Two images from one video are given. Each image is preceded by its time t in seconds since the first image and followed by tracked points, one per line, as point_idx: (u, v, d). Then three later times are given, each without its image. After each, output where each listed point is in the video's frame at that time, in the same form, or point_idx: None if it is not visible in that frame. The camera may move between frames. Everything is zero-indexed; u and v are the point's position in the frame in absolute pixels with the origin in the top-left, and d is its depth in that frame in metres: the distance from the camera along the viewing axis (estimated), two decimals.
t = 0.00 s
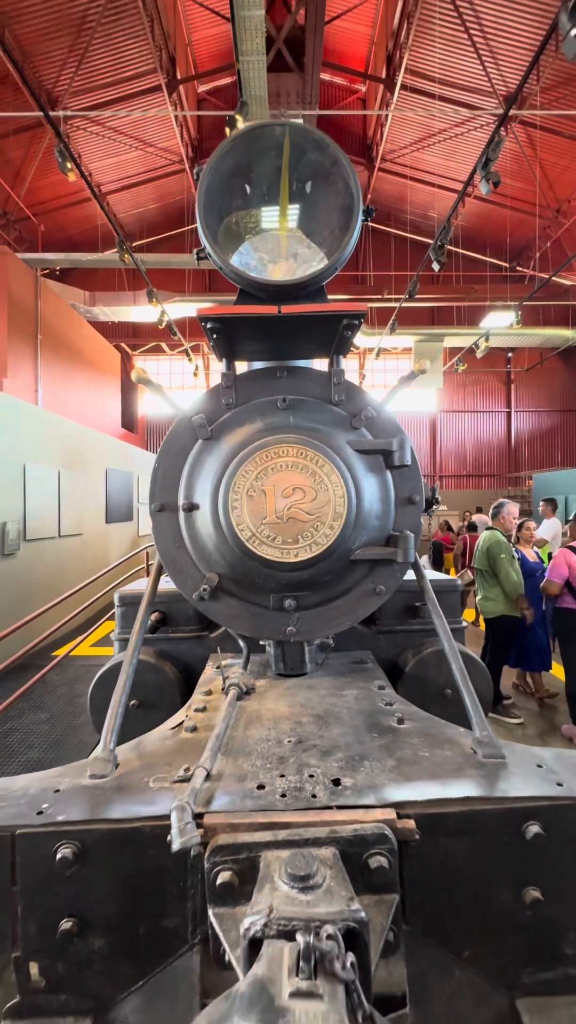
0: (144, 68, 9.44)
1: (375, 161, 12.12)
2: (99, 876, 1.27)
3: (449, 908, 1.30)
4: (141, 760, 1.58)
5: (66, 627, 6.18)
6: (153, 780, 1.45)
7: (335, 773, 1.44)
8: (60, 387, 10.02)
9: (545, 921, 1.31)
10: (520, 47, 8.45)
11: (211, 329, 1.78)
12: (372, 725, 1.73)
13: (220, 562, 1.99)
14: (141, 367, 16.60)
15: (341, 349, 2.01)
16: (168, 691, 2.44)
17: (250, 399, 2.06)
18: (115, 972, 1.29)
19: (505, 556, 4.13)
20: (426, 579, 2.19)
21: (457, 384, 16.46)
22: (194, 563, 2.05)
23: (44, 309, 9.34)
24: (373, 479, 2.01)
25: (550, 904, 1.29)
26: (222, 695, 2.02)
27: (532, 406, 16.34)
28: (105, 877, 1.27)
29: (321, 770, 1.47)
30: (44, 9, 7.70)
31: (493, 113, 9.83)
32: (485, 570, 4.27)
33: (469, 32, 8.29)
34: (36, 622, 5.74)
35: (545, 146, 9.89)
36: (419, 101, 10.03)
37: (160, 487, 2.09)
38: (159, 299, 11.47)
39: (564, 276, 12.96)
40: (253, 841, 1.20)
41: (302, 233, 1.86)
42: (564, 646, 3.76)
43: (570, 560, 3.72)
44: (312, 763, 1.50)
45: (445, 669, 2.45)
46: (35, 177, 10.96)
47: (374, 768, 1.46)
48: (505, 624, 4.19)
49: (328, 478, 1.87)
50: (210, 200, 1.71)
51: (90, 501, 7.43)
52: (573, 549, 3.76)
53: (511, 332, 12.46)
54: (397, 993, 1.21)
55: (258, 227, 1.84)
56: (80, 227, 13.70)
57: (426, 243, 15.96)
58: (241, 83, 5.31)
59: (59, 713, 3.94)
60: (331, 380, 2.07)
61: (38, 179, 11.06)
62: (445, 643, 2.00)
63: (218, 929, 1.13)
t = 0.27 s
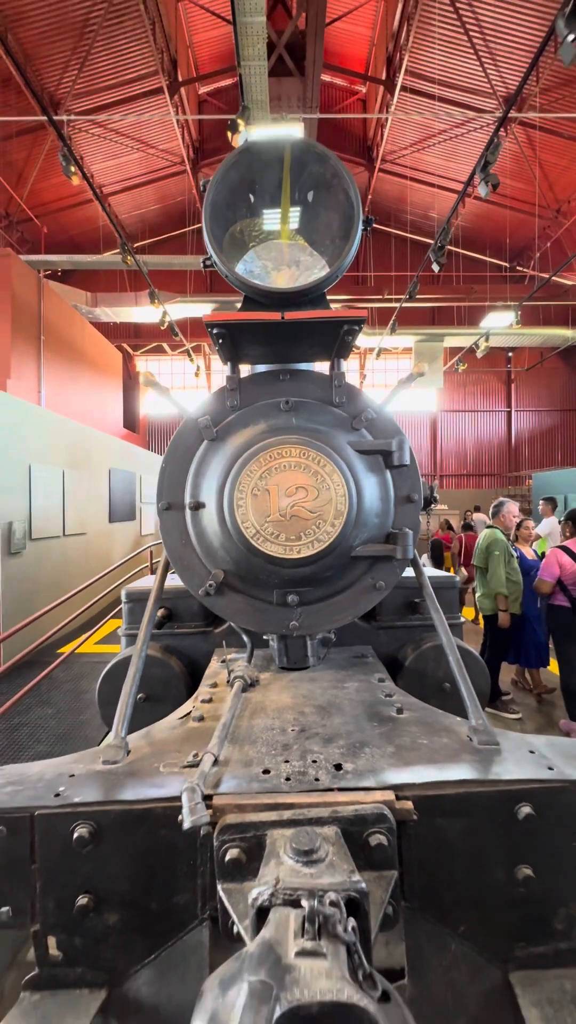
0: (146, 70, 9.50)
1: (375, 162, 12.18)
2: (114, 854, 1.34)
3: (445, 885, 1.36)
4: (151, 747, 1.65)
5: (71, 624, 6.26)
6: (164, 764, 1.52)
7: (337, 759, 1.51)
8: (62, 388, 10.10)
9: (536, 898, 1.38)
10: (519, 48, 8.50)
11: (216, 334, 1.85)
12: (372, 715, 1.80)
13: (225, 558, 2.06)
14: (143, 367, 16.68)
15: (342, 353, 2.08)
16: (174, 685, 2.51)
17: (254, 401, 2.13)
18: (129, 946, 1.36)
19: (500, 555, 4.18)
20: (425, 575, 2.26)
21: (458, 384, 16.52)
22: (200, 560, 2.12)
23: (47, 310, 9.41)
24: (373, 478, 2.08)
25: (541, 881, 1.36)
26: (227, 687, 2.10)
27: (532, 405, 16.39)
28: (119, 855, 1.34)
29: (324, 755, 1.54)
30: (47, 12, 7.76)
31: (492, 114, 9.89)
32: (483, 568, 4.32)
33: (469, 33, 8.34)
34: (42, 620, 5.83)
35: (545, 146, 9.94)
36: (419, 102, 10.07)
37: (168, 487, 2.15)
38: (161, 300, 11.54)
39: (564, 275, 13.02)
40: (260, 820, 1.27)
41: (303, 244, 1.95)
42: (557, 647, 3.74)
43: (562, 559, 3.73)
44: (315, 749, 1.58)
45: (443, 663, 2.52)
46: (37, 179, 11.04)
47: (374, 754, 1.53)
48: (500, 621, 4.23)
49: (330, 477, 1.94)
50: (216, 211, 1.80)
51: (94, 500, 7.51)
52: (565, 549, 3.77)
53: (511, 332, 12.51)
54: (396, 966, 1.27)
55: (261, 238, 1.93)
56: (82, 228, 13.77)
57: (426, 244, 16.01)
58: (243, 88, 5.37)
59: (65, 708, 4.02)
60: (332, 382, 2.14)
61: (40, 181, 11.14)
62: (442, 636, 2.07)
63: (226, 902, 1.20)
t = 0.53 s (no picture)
0: (145, 70, 9.53)
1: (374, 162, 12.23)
2: (122, 836, 1.41)
3: (439, 865, 1.43)
4: (156, 736, 1.71)
5: (73, 622, 6.32)
6: (169, 752, 1.58)
7: (335, 746, 1.57)
8: (63, 387, 10.15)
9: (525, 878, 1.44)
10: (516, 49, 8.55)
11: (218, 336, 1.91)
12: (369, 705, 1.86)
13: (227, 554, 2.12)
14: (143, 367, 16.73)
15: (340, 355, 2.14)
16: (176, 679, 2.57)
17: (254, 402, 2.19)
18: (136, 924, 1.42)
19: (494, 551, 4.23)
20: (420, 571, 2.32)
21: (456, 383, 16.58)
22: (202, 557, 2.18)
23: (47, 309, 9.45)
24: (370, 477, 2.14)
25: (530, 861, 1.43)
26: (228, 680, 2.16)
27: (531, 404, 16.45)
28: (126, 836, 1.41)
29: (322, 743, 1.60)
30: (47, 13, 7.80)
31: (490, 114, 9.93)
32: (479, 565, 4.39)
33: (467, 34, 8.39)
34: (44, 618, 5.90)
35: (542, 146, 9.99)
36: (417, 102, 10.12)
37: (171, 485, 2.21)
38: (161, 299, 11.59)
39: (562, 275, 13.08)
40: (261, 802, 1.34)
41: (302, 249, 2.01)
42: (550, 643, 3.80)
43: (552, 560, 3.76)
44: (314, 737, 1.64)
45: (439, 657, 2.58)
46: (37, 179, 11.08)
47: (370, 741, 1.60)
48: (497, 617, 4.27)
49: (328, 476, 2.00)
50: (217, 219, 1.87)
51: (95, 499, 7.57)
52: (555, 549, 3.79)
53: (509, 331, 12.56)
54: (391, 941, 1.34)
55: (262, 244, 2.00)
56: (82, 228, 13.81)
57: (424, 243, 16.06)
58: (242, 90, 5.42)
59: (69, 704, 4.08)
60: (331, 384, 2.20)
61: (40, 181, 11.17)
62: (437, 630, 2.13)
63: (230, 879, 1.26)
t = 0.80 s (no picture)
0: (146, 73, 9.60)
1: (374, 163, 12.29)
2: (129, 823, 1.46)
3: (433, 851, 1.48)
4: (160, 729, 1.76)
5: (76, 621, 6.38)
6: (173, 743, 1.64)
7: (334, 738, 1.63)
8: (65, 388, 10.21)
9: (517, 864, 1.50)
10: (515, 50, 8.59)
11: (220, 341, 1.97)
12: (367, 700, 1.92)
13: (228, 553, 2.17)
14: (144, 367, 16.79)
15: (338, 359, 2.20)
16: (179, 675, 2.63)
17: (255, 404, 2.24)
18: (142, 908, 1.48)
19: (493, 551, 4.24)
20: (418, 570, 2.38)
21: (457, 383, 16.62)
22: (204, 555, 2.24)
23: (49, 311, 9.51)
24: (368, 478, 2.19)
25: (521, 848, 1.48)
26: (230, 675, 2.22)
27: (531, 404, 16.48)
28: (133, 825, 1.46)
29: (321, 735, 1.66)
30: (48, 16, 7.87)
31: (489, 115, 9.98)
32: (477, 564, 4.40)
33: (466, 35, 8.42)
34: (48, 616, 5.96)
35: (542, 147, 10.03)
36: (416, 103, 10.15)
37: (173, 486, 2.27)
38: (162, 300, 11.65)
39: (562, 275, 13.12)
40: (262, 790, 1.39)
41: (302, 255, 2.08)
42: (547, 641, 3.85)
43: (544, 559, 3.83)
44: (313, 730, 1.69)
45: (436, 653, 2.63)
46: (38, 181, 11.15)
47: (367, 734, 1.65)
48: (497, 616, 4.27)
49: (327, 476, 2.06)
50: (219, 226, 1.95)
51: (97, 499, 7.63)
52: (547, 549, 3.85)
53: (509, 331, 12.59)
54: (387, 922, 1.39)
55: (263, 249, 2.06)
56: (83, 229, 13.89)
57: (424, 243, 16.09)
58: (243, 94, 5.47)
59: (73, 701, 4.14)
60: (330, 387, 2.25)
61: (41, 183, 11.24)
62: (433, 627, 2.19)
63: (232, 863, 1.32)
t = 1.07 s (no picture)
0: (148, 75, 9.67)
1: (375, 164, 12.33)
2: (133, 811, 1.52)
3: (426, 839, 1.53)
4: (163, 722, 1.82)
5: (79, 619, 6.45)
6: (175, 735, 1.69)
7: (331, 730, 1.68)
8: (67, 389, 10.28)
9: (508, 851, 1.55)
10: (514, 51, 8.62)
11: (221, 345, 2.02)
12: (364, 694, 1.97)
13: (229, 552, 2.22)
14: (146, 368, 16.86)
15: (336, 362, 2.25)
16: (181, 671, 2.68)
17: (255, 406, 2.30)
18: (146, 893, 1.53)
19: (492, 550, 4.25)
20: (414, 568, 2.43)
21: (457, 383, 16.65)
22: (206, 554, 2.29)
23: (51, 312, 9.58)
24: (366, 477, 2.24)
25: (512, 835, 1.53)
26: (231, 670, 2.28)
27: (532, 404, 16.51)
28: (136, 813, 1.52)
29: (319, 727, 1.71)
30: (51, 20, 7.92)
31: (489, 116, 10.01)
32: (475, 563, 4.42)
33: (465, 36, 8.45)
34: (51, 615, 6.02)
35: (542, 148, 10.06)
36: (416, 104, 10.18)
37: (175, 486, 2.33)
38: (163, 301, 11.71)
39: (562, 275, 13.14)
40: (261, 779, 1.45)
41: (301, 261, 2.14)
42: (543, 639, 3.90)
43: (539, 559, 3.87)
44: (311, 722, 1.74)
45: (433, 650, 2.68)
46: (40, 183, 11.22)
47: (363, 726, 1.70)
48: (496, 614, 4.30)
49: (325, 476, 2.11)
50: (220, 233, 2.01)
51: (100, 499, 7.69)
52: (541, 548, 3.90)
53: (509, 331, 12.62)
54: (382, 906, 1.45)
55: (262, 256, 2.13)
56: (85, 231, 13.97)
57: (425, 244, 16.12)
58: (243, 98, 5.52)
59: (77, 698, 4.21)
60: (328, 389, 2.31)
61: (44, 185, 11.32)
62: (429, 623, 2.24)
63: (232, 848, 1.37)
